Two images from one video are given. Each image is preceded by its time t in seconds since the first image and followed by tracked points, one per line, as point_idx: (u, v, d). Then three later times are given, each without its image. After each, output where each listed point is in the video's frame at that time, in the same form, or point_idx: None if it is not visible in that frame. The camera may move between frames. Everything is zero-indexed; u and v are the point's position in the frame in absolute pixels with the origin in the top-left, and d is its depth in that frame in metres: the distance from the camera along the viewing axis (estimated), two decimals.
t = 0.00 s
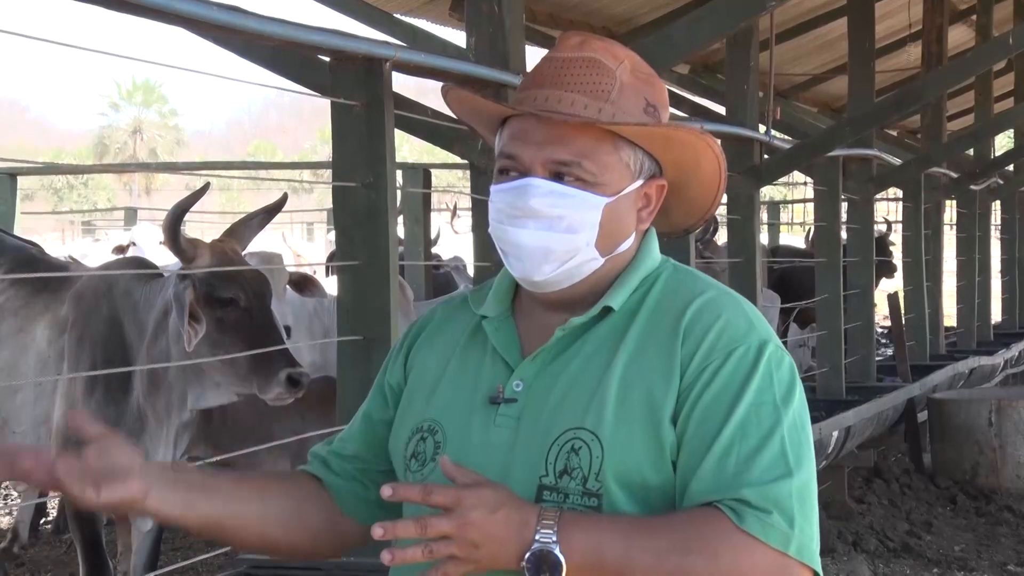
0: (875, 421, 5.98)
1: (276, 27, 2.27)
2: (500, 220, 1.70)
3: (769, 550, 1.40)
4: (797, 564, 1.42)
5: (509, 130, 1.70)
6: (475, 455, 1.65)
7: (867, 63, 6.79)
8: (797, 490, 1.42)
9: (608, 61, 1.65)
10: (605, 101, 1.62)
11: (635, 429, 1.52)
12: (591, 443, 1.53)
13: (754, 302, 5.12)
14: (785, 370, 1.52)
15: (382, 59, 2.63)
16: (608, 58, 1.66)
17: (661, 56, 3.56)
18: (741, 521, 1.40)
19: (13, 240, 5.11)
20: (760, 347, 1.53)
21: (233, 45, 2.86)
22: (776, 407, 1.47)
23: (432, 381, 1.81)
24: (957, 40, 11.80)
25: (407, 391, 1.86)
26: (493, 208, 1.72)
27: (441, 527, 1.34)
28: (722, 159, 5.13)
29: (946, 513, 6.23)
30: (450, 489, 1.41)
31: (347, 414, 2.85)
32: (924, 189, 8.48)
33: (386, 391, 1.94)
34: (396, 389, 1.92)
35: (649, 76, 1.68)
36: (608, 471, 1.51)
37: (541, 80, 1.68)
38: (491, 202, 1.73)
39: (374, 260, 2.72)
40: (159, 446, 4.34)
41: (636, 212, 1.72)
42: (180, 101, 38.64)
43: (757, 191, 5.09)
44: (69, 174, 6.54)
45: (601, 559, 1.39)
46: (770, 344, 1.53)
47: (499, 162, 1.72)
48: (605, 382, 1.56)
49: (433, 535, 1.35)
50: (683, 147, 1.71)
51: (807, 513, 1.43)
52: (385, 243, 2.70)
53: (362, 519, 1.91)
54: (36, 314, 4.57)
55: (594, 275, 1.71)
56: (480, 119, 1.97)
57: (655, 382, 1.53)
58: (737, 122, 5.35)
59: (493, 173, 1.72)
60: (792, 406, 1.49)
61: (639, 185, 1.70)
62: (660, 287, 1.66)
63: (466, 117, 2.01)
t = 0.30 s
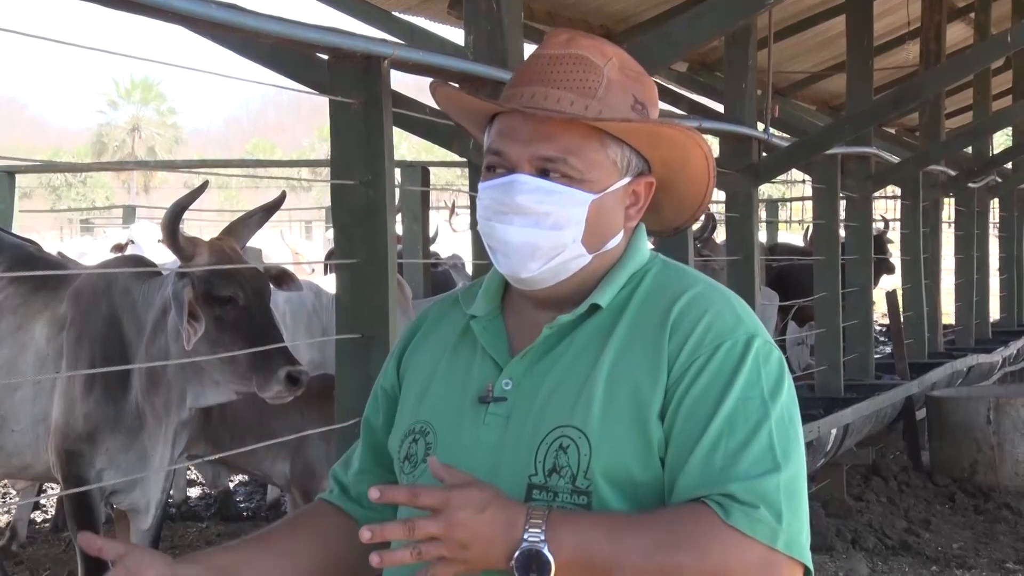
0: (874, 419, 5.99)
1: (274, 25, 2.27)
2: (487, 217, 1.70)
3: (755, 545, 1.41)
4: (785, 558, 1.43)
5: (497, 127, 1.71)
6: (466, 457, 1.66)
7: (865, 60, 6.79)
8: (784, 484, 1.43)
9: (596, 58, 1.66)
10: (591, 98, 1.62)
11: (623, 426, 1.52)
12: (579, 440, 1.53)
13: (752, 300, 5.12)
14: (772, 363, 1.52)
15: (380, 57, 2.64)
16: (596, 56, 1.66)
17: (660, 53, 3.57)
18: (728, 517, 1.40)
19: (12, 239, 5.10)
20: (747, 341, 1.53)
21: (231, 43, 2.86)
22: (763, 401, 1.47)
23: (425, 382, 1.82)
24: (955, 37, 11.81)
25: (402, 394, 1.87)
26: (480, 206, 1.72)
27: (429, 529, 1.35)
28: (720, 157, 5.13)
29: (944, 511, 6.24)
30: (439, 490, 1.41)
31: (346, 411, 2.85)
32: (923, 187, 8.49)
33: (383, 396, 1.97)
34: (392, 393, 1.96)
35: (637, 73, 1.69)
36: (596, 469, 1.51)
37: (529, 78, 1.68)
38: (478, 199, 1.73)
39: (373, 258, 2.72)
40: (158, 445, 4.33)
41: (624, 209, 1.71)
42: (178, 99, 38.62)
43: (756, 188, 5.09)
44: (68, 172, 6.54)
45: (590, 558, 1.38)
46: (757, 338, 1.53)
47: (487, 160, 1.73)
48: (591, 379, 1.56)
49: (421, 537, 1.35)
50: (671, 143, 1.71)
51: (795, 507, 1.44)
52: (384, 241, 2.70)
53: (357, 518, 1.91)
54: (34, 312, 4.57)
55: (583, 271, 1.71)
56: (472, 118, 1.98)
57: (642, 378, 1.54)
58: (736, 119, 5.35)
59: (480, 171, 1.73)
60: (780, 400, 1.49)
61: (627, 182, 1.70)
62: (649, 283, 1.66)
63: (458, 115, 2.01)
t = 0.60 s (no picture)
0: (875, 419, 5.98)
1: (275, 25, 2.27)
2: (484, 211, 1.70)
3: (742, 546, 1.40)
4: (772, 559, 1.42)
5: (496, 122, 1.71)
6: (459, 456, 1.66)
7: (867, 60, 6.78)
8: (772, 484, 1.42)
9: (596, 57, 1.67)
10: (591, 95, 1.62)
11: (613, 425, 1.52)
12: (569, 440, 1.54)
13: (753, 300, 5.12)
14: (764, 363, 1.51)
15: (382, 57, 2.64)
16: (596, 55, 1.67)
17: (662, 53, 3.56)
18: (714, 517, 1.40)
19: (13, 239, 5.10)
20: (738, 340, 1.52)
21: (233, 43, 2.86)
22: (752, 401, 1.47)
23: (422, 382, 1.82)
24: (957, 37, 11.80)
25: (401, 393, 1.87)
26: (477, 201, 1.72)
27: (418, 528, 1.36)
28: (721, 156, 5.13)
29: (945, 511, 6.24)
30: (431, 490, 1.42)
31: (348, 411, 2.85)
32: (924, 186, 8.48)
33: (384, 397, 1.98)
34: (392, 393, 1.97)
35: (636, 74, 1.69)
36: (586, 468, 1.51)
37: (529, 73, 1.68)
38: (476, 195, 1.73)
39: (375, 259, 2.72)
40: (159, 446, 4.34)
41: (621, 208, 1.72)
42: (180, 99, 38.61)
43: (757, 188, 5.09)
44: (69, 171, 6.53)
45: (576, 557, 1.38)
46: (749, 337, 1.53)
47: (485, 155, 1.73)
48: (582, 379, 1.56)
49: (409, 536, 1.36)
50: (669, 142, 1.72)
51: (784, 509, 1.43)
52: (385, 242, 2.70)
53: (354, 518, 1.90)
54: (36, 312, 4.57)
55: (580, 271, 1.71)
56: (472, 116, 1.98)
57: (633, 378, 1.54)
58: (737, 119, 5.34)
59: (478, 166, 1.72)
60: (770, 399, 1.48)
61: (624, 181, 1.70)
62: (644, 282, 1.66)
63: (457, 114, 2.02)
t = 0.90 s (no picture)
0: (878, 419, 5.98)
1: (277, 25, 2.27)
2: (489, 208, 1.70)
3: (744, 553, 1.40)
4: (773, 565, 1.42)
5: (503, 120, 1.71)
6: (459, 456, 1.66)
7: (869, 60, 6.78)
8: (774, 492, 1.42)
9: (604, 57, 1.67)
10: (599, 95, 1.62)
11: (615, 430, 1.52)
12: (571, 443, 1.53)
13: (756, 301, 5.12)
14: (767, 370, 1.51)
15: (384, 57, 2.64)
16: (604, 56, 1.67)
17: (664, 53, 3.56)
18: (715, 523, 1.39)
19: (15, 240, 5.10)
20: (742, 347, 1.52)
21: (234, 43, 2.86)
22: (755, 407, 1.47)
23: (423, 382, 1.82)
24: (959, 38, 11.80)
25: (402, 392, 1.87)
26: (482, 198, 1.72)
27: (418, 529, 1.35)
28: (724, 157, 5.13)
29: (948, 512, 6.23)
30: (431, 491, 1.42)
31: (350, 412, 2.85)
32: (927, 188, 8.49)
33: (384, 395, 1.98)
34: (392, 392, 1.97)
35: (643, 77, 1.69)
36: (587, 472, 1.51)
37: (537, 71, 1.68)
38: (481, 192, 1.73)
39: (376, 259, 2.72)
40: (161, 446, 4.33)
41: (626, 210, 1.72)
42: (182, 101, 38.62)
43: (759, 189, 5.09)
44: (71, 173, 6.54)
45: (576, 561, 1.39)
46: (753, 342, 1.53)
47: (490, 152, 1.72)
48: (585, 382, 1.56)
49: (410, 537, 1.36)
50: (675, 145, 1.72)
51: (785, 516, 1.43)
52: (387, 242, 2.70)
53: (356, 517, 1.90)
54: (38, 313, 4.57)
55: (582, 270, 1.71)
56: (476, 115, 1.98)
57: (636, 382, 1.53)
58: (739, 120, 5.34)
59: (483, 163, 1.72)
60: (773, 406, 1.48)
61: (629, 183, 1.70)
62: (647, 285, 1.66)
63: (461, 113, 2.01)
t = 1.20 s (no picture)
0: (880, 418, 5.97)
1: (281, 24, 2.27)
2: (492, 209, 1.69)
3: (751, 555, 1.40)
4: (780, 568, 1.42)
5: (506, 120, 1.70)
6: (462, 456, 1.66)
7: (872, 59, 6.78)
8: (781, 494, 1.42)
9: (608, 57, 1.66)
10: (604, 96, 1.62)
11: (621, 431, 1.52)
12: (576, 444, 1.53)
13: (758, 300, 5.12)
14: (773, 372, 1.51)
15: (387, 56, 2.64)
16: (609, 56, 1.67)
17: (666, 53, 3.56)
18: (723, 526, 1.39)
19: (18, 238, 5.10)
20: (747, 349, 1.52)
21: (238, 42, 2.86)
22: (761, 410, 1.46)
23: (425, 380, 1.82)
24: (962, 38, 11.79)
25: (403, 391, 1.87)
26: (484, 198, 1.71)
27: (424, 530, 1.35)
28: (726, 157, 5.13)
29: (950, 511, 6.23)
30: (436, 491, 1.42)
31: (352, 412, 2.85)
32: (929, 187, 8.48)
33: (383, 393, 1.98)
34: (392, 389, 1.97)
35: (647, 77, 1.69)
36: (592, 473, 1.51)
37: (541, 70, 1.68)
38: (484, 193, 1.72)
39: (379, 258, 2.72)
40: (162, 445, 4.33)
41: (629, 210, 1.72)
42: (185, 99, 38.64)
43: (762, 188, 5.08)
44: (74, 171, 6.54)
45: (581, 561, 1.39)
46: (757, 345, 1.52)
47: (493, 153, 1.72)
48: (590, 383, 1.56)
49: (415, 538, 1.36)
50: (679, 147, 1.72)
51: (792, 519, 1.43)
52: (389, 241, 2.70)
53: (358, 517, 1.90)
54: (41, 312, 4.57)
55: (585, 269, 1.71)
56: (479, 114, 1.98)
57: (641, 383, 1.53)
58: (742, 119, 5.34)
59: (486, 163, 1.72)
60: (778, 409, 1.48)
61: (633, 183, 1.70)
62: (651, 285, 1.66)
63: (465, 112, 2.01)
